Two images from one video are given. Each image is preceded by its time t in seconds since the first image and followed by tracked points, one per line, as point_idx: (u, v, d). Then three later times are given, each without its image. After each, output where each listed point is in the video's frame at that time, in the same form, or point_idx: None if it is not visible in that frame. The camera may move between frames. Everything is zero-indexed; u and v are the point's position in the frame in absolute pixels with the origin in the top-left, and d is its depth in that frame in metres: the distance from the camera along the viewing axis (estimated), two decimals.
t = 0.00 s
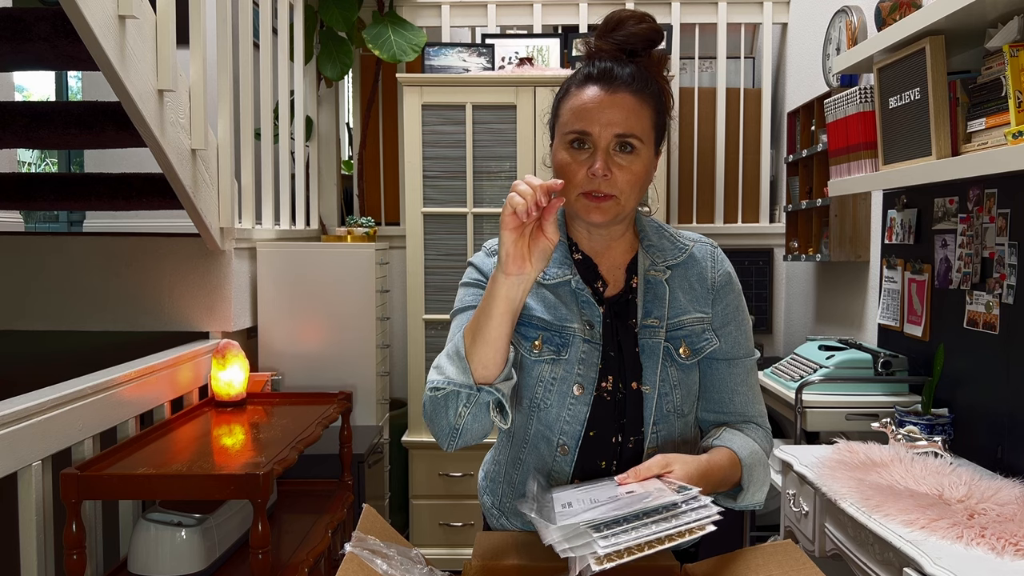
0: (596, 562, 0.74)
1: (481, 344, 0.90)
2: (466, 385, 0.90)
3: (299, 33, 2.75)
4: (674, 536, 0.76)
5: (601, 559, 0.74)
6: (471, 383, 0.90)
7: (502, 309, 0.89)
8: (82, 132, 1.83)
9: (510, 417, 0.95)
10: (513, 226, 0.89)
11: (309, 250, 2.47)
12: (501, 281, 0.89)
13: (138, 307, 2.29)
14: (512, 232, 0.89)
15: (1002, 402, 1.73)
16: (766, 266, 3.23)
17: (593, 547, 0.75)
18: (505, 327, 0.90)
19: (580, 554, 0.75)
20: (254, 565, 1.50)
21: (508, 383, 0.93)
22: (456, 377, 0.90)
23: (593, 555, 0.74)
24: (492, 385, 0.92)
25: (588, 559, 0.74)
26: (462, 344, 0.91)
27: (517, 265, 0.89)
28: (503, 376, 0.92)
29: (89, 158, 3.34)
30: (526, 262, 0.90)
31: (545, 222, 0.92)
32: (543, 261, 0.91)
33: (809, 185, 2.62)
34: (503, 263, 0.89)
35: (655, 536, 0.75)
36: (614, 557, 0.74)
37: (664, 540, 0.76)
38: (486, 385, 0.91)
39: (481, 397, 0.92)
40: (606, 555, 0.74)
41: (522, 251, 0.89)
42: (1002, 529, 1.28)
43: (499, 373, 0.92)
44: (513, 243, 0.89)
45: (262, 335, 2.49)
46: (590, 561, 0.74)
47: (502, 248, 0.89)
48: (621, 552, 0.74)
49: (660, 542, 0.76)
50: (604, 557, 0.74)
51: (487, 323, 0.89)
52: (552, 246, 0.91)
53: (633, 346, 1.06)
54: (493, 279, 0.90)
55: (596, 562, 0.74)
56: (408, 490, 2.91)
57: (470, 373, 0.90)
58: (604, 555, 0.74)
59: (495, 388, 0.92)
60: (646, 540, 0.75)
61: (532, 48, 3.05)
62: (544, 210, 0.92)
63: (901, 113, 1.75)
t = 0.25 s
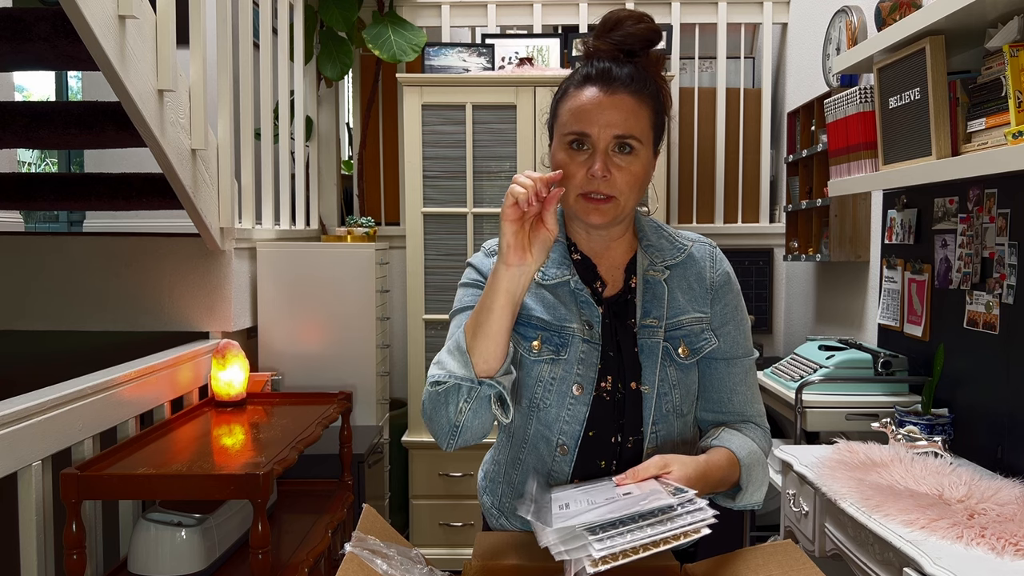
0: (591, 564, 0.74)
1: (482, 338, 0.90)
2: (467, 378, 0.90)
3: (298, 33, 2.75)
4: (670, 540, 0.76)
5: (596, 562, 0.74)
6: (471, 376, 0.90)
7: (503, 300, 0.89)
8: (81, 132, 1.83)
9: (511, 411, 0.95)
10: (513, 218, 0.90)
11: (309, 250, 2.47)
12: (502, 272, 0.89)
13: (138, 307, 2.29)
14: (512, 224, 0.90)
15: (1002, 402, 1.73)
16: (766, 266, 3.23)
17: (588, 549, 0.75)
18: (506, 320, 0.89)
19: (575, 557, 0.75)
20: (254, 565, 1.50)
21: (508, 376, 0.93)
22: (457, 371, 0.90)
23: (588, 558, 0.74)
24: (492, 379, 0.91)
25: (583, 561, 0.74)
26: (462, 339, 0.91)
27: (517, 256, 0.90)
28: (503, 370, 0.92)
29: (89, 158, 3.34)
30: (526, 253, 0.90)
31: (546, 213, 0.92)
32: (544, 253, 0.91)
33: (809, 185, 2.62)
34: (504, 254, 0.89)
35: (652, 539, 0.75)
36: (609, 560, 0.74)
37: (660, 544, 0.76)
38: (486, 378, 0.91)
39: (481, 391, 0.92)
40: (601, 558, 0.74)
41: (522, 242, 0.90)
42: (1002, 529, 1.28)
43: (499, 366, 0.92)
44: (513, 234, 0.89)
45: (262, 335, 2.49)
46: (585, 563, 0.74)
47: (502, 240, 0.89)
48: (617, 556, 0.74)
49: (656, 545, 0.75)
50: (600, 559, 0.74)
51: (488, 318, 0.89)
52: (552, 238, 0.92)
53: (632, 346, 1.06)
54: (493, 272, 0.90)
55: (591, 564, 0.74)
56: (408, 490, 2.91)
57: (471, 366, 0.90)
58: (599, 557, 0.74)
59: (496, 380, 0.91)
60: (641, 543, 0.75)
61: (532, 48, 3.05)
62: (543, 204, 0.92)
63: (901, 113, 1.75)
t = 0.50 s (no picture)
0: (588, 568, 0.74)
1: (478, 342, 0.90)
2: (463, 383, 0.90)
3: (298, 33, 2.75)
4: (666, 542, 0.76)
5: (593, 566, 0.74)
6: (468, 381, 0.91)
7: (499, 307, 0.89)
8: (81, 132, 1.83)
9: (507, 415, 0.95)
10: (511, 227, 0.87)
11: (309, 250, 2.47)
12: (497, 279, 0.89)
13: (138, 307, 2.29)
14: (509, 232, 0.88)
15: (1002, 402, 1.73)
16: (766, 266, 3.23)
17: (585, 553, 0.75)
18: (502, 325, 0.90)
19: (572, 560, 0.75)
20: (254, 565, 1.50)
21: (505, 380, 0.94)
22: (454, 375, 0.90)
23: (585, 562, 0.74)
24: (489, 383, 0.92)
25: (580, 565, 0.74)
26: (459, 342, 0.91)
27: (513, 264, 0.89)
28: (500, 374, 0.93)
29: (89, 158, 3.34)
30: (522, 261, 0.89)
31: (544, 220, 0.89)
32: (539, 262, 0.89)
33: (809, 185, 2.62)
34: (500, 261, 0.88)
35: (648, 542, 0.75)
36: (606, 564, 0.74)
37: (657, 546, 0.76)
38: (483, 382, 0.92)
39: (477, 395, 0.92)
40: (598, 562, 0.74)
41: (518, 252, 0.88)
42: (1002, 529, 1.28)
43: (496, 370, 0.92)
44: (509, 244, 0.88)
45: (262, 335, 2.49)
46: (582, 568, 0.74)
47: (499, 249, 0.88)
48: (613, 559, 0.75)
49: (653, 548, 0.76)
50: (597, 563, 0.74)
51: (484, 320, 0.89)
52: (549, 246, 0.90)
53: (630, 345, 1.06)
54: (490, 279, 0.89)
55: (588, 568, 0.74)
56: (408, 490, 2.91)
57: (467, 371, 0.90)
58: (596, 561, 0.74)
59: (492, 385, 0.92)
60: (638, 546, 0.75)
61: (532, 48, 3.05)
62: (544, 210, 0.90)
63: (901, 113, 1.75)
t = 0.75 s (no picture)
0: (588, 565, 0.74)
1: (477, 344, 0.90)
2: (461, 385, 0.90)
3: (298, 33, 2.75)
4: (667, 540, 0.76)
5: (594, 563, 0.74)
6: (466, 383, 0.90)
7: (497, 310, 0.89)
8: (81, 132, 1.83)
9: (506, 416, 0.95)
10: (509, 229, 0.88)
11: (309, 250, 2.47)
12: (496, 282, 0.89)
13: (138, 307, 2.29)
14: (507, 234, 0.88)
15: (1002, 402, 1.73)
16: (766, 266, 3.23)
17: (585, 550, 0.75)
18: (500, 327, 0.90)
19: (572, 557, 0.75)
20: (254, 565, 1.50)
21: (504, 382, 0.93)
22: (451, 377, 0.90)
23: (585, 559, 0.74)
24: (487, 385, 0.91)
25: (580, 562, 0.74)
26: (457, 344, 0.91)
27: (512, 266, 0.89)
28: (499, 375, 0.92)
29: (89, 158, 3.34)
30: (520, 263, 0.89)
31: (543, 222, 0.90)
32: (538, 263, 0.89)
33: (809, 185, 2.62)
34: (499, 263, 0.88)
35: (649, 540, 0.75)
36: (606, 561, 0.74)
37: (657, 545, 0.76)
38: (480, 384, 0.91)
39: (476, 396, 0.92)
40: (598, 559, 0.74)
41: (516, 254, 0.89)
42: (1002, 529, 1.28)
43: (494, 373, 0.92)
44: (508, 245, 0.88)
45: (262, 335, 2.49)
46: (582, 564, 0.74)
47: (497, 251, 0.88)
48: (614, 556, 0.74)
49: (653, 546, 0.75)
50: (597, 560, 0.74)
51: (482, 322, 0.89)
52: (547, 248, 0.90)
53: (629, 345, 1.06)
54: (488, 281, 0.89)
55: (588, 565, 0.74)
56: (408, 490, 2.91)
57: (465, 373, 0.90)
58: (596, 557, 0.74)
59: (491, 388, 0.92)
60: (639, 544, 0.75)
61: (532, 48, 3.05)
62: (542, 212, 0.90)
63: (901, 113, 1.75)
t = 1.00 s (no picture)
0: (589, 566, 0.73)
1: (475, 348, 0.90)
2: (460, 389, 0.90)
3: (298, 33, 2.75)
4: (669, 541, 0.76)
5: (595, 563, 0.73)
6: (464, 387, 0.90)
7: (496, 315, 0.89)
8: (81, 132, 1.83)
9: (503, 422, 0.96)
10: (507, 233, 0.88)
11: (309, 250, 2.47)
12: (495, 287, 0.89)
13: (138, 307, 2.29)
14: (505, 240, 0.89)
15: (1002, 402, 1.73)
16: (766, 266, 3.23)
17: (585, 551, 0.75)
18: (499, 332, 0.90)
19: (572, 557, 0.74)
20: (254, 565, 1.50)
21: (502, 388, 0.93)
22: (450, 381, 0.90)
23: (586, 560, 0.74)
24: (485, 390, 0.91)
25: (581, 563, 0.74)
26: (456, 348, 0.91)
27: (510, 271, 0.89)
28: (497, 381, 0.92)
29: (89, 158, 3.34)
30: (519, 269, 0.90)
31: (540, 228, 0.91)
32: (536, 268, 0.90)
33: (809, 185, 2.62)
34: (498, 269, 0.89)
35: (650, 541, 0.75)
36: (607, 561, 0.74)
37: (658, 545, 0.75)
38: (479, 388, 0.91)
39: (474, 401, 0.91)
40: (599, 560, 0.73)
41: (515, 259, 0.89)
42: (1002, 529, 1.28)
43: (492, 378, 0.92)
44: (506, 250, 0.88)
45: (262, 335, 2.49)
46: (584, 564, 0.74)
47: (496, 256, 0.89)
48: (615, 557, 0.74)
49: (655, 547, 0.75)
50: (598, 560, 0.73)
51: (482, 327, 0.89)
52: (545, 254, 0.91)
53: (629, 345, 1.06)
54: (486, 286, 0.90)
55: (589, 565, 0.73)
56: (408, 490, 2.92)
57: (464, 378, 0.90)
58: (597, 559, 0.74)
59: (489, 392, 0.91)
60: (640, 545, 0.75)
61: (532, 48, 3.05)
62: (539, 219, 0.91)
63: (901, 113, 1.75)
